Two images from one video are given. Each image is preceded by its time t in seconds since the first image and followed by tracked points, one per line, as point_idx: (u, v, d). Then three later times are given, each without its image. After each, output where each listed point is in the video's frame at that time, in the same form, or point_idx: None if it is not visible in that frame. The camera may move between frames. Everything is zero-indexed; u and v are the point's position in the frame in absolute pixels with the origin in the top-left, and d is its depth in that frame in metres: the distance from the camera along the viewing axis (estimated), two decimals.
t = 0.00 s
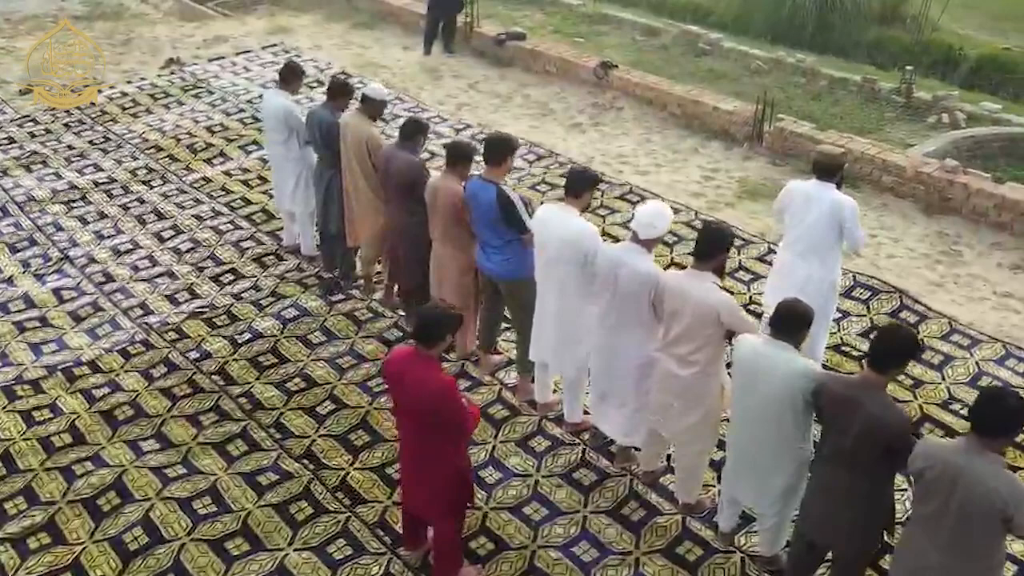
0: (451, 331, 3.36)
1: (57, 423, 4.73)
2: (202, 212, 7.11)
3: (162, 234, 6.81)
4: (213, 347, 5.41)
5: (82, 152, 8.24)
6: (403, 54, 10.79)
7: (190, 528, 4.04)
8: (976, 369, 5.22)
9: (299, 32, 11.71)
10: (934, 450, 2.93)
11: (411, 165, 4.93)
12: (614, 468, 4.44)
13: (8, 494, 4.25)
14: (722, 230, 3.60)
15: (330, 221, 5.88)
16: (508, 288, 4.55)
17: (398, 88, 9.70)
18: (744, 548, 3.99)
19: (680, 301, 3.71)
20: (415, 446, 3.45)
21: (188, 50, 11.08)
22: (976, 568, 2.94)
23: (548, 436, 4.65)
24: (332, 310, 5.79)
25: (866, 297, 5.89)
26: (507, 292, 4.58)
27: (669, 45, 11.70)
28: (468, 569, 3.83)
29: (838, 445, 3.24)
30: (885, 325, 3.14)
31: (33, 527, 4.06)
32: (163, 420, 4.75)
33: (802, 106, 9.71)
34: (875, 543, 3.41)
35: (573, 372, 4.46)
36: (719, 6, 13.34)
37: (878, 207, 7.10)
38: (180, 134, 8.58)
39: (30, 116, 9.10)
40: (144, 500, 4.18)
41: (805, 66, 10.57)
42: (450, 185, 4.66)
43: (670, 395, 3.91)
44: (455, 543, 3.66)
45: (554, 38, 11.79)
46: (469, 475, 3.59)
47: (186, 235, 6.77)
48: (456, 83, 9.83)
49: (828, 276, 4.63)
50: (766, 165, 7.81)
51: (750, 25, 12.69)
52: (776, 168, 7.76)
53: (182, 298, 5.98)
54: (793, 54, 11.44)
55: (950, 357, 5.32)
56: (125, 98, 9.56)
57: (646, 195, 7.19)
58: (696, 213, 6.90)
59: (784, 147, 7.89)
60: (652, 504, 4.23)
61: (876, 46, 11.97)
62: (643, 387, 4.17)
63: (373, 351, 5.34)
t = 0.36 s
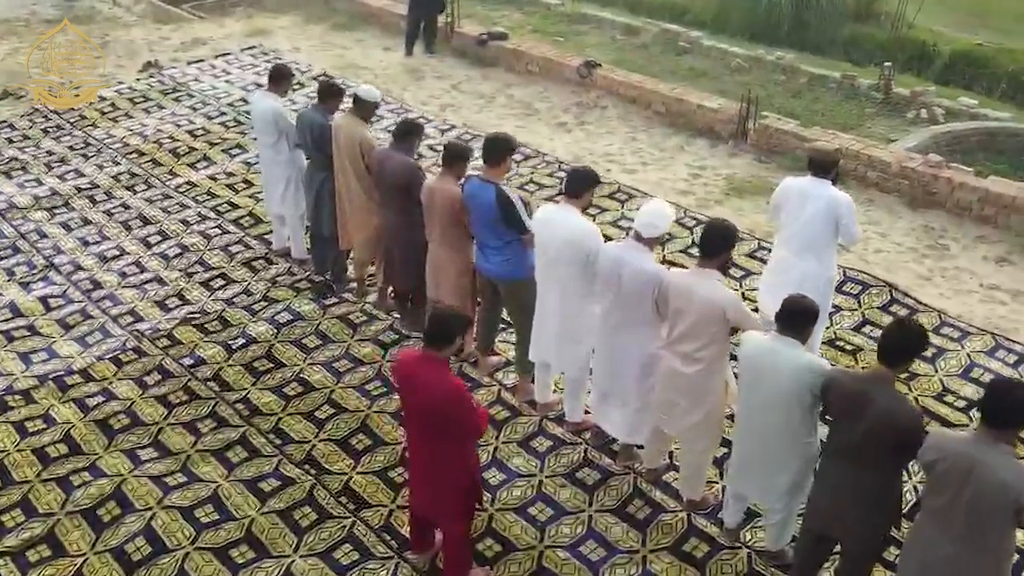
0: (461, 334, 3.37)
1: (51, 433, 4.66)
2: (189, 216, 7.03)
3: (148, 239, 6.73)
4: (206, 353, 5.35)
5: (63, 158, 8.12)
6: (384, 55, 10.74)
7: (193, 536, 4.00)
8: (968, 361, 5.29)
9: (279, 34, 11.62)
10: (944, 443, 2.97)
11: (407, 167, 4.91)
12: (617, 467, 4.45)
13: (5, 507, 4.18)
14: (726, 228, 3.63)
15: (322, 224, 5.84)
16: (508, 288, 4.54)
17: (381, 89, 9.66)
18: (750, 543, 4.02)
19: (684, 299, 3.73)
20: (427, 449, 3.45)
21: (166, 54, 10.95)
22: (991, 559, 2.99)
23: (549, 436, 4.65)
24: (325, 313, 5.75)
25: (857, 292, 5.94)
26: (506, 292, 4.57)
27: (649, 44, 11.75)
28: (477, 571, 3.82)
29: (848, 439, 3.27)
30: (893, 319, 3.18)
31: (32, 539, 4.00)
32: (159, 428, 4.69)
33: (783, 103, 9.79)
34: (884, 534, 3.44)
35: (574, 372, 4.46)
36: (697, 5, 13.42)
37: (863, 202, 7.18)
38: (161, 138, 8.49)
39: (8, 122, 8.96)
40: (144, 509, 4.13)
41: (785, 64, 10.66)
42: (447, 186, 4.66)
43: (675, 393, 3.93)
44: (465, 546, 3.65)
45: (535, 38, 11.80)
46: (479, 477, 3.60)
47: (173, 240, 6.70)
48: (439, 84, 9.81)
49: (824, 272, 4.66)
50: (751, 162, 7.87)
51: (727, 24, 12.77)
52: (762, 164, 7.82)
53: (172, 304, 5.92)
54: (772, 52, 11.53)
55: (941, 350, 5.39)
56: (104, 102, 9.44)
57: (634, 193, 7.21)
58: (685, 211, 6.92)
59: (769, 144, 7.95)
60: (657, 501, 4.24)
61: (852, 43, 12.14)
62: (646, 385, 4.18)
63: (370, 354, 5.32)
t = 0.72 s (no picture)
0: (471, 337, 3.36)
1: (45, 444, 4.59)
2: (174, 221, 6.95)
3: (133, 245, 6.65)
4: (199, 359, 5.29)
5: (42, 164, 8.00)
6: (364, 56, 10.69)
7: (196, 545, 3.95)
8: (958, 353, 5.37)
9: (256, 36, 11.53)
10: (952, 434, 3.04)
11: (402, 169, 4.90)
12: (619, 465, 4.46)
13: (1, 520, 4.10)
14: (731, 226, 3.65)
15: (311, 227, 5.80)
16: (506, 288, 4.55)
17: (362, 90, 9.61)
18: (755, 538, 4.04)
19: (689, 296, 3.75)
20: (436, 452, 3.44)
21: (142, 57, 10.83)
22: (998, 549, 3.05)
23: (550, 436, 4.65)
24: (317, 317, 5.71)
25: (847, 287, 6.00)
26: (504, 292, 4.58)
27: (627, 42, 11.79)
28: (485, 572, 3.81)
29: (856, 434, 3.30)
30: (901, 314, 3.21)
31: (31, 552, 3.93)
32: (156, 436, 4.64)
33: (763, 100, 9.87)
34: (892, 528, 3.47)
35: (574, 373, 4.46)
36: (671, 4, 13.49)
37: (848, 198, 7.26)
38: (142, 143, 8.38)
39: None
40: (145, 519, 4.08)
41: (763, 61, 10.76)
42: (444, 188, 4.65)
43: (678, 391, 3.94)
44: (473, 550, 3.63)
45: (514, 37, 11.80)
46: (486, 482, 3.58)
47: (159, 245, 6.62)
48: (420, 85, 9.77)
49: (819, 268, 4.71)
50: (736, 159, 7.92)
51: (703, 23, 12.85)
52: (746, 161, 7.88)
53: (162, 310, 5.84)
54: (749, 49, 11.62)
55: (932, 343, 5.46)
56: (81, 107, 9.30)
57: (622, 192, 7.23)
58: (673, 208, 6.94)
59: (752, 141, 8.01)
60: (660, 498, 4.26)
61: (826, 40, 12.25)
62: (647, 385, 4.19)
63: (365, 357, 5.29)
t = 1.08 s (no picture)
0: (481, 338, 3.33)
1: (38, 454, 4.51)
2: (159, 226, 6.87)
3: (118, 251, 6.56)
4: (192, 366, 5.23)
5: (20, 170, 7.87)
6: (343, 57, 10.63)
7: (199, 553, 3.91)
8: (948, 345, 5.45)
9: (232, 38, 11.42)
10: (964, 426, 3.05)
11: (395, 170, 4.87)
12: (621, 463, 4.47)
13: None
14: (733, 223, 3.67)
15: (301, 230, 5.75)
16: (503, 288, 4.56)
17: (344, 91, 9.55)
18: (759, 533, 4.06)
19: (693, 294, 3.77)
20: (445, 454, 3.41)
21: (118, 61, 10.69)
22: (1004, 541, 3.10)
23: (551, 436, 4.65)
24: (310, 320, 5.67)
25: (836, 281, 6.06)
26: (501, 293, 4.59)
27: (606, 41, 11.82)
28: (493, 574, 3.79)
29: (864, 427, 3.32)
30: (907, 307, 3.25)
31: (30, 565, 3.86)
32: (152, 444, 4.58)
33: (743, 97, 9.94)
34: (898, 520, 3.50)
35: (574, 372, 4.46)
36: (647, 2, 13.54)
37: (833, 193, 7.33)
38: (122, 147, 8.27)
39: None
40: (145, 529, 4.02)
41: (741, 58, 10.84)
42: (439, 189, 4.64)
43: (681, 389, 3.95)
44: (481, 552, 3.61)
45: (492, 37, 11.79)
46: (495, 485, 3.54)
47: (145, 251, 6.53)
48: (401, 86, 9.73)
49: (812, 262, 4.75)
50: (720, 156, 7.97)
51: (679, 21, 12.92)
52: (731, 159, 7.93)
53: (151, 317, 5.77)
54: (727, 47, 11.70)
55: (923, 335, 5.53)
56: (57, 112, 9.16)
57: (609, 190, 7.24)
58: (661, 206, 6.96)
59: (736, 138, 8.06)
60: (664, 495, 4.27)
61: (800, 36, 12.31)
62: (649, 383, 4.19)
63: (360, 360, 5.26)
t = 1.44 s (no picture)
0: (490, 338, 3.32)
1: (32, 466, 4.44)
2: (143, 232, 6.78)
3: (103, 258, 6.47)
4: (185, 372, 5.17)
5: None
6: (322, 59, 10.56)
7: (203, 562, 3.86)
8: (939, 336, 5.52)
9: (208, 40, 11.30)
10: (971, 416, 3.09)
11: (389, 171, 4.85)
12: (623, 461, 4.48)
13: None
14: (736, 220, 3.68)
15: (291, 233, 5.71)
16: (503, 288, 4.56)
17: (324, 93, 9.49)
18: (763, 527, 4.09)
19: (696, 291, 3.78)
20: (456, 456, 3.41)
21: (92, 65, 10.54)
22: (1011, 530, 3.16)
23: (551, 435, 4.65)
24: (303, 324, 5.62)
25: (825, 275, 6.12)
26: (501, 292, 4.59)
27: (584, 40, 11.83)
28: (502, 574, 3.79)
29: (870, 419, 3.34)
30: (911, 301, 3.28)
31: None
32: (148, 453, 4.52)
33: (723, 94, 10.01)
34: (903, 512, 3.53)
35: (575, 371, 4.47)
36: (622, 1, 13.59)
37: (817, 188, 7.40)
38: (101, 153, 8.16)
39: None
40: (146, 539, 3.97)
41: (720, 56, 10.92)
42: (435, 189, 4.63)
43: (684, 385, 3.97)
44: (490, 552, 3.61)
45: (470, 37, 11.77)
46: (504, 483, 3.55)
47: (131, 258, 6.45)
48: (382, 87, 9.68)
49: (808, 256, 4.77)
50: (705, 154, 8.02)
51: (654, 21, 12.98)
52: (715, 156, 7.98)
53: (140, 324, 5.70)
54: (704, 45, 11.76)
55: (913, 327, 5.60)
56: (32, 117, 9.02)
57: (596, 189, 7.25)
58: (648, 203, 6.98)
59: (719, 135, 8.12)
60: (667, 492, 4.29)
61: (774, 34, 12.40)
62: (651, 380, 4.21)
63: (356, 363, 5.22)
